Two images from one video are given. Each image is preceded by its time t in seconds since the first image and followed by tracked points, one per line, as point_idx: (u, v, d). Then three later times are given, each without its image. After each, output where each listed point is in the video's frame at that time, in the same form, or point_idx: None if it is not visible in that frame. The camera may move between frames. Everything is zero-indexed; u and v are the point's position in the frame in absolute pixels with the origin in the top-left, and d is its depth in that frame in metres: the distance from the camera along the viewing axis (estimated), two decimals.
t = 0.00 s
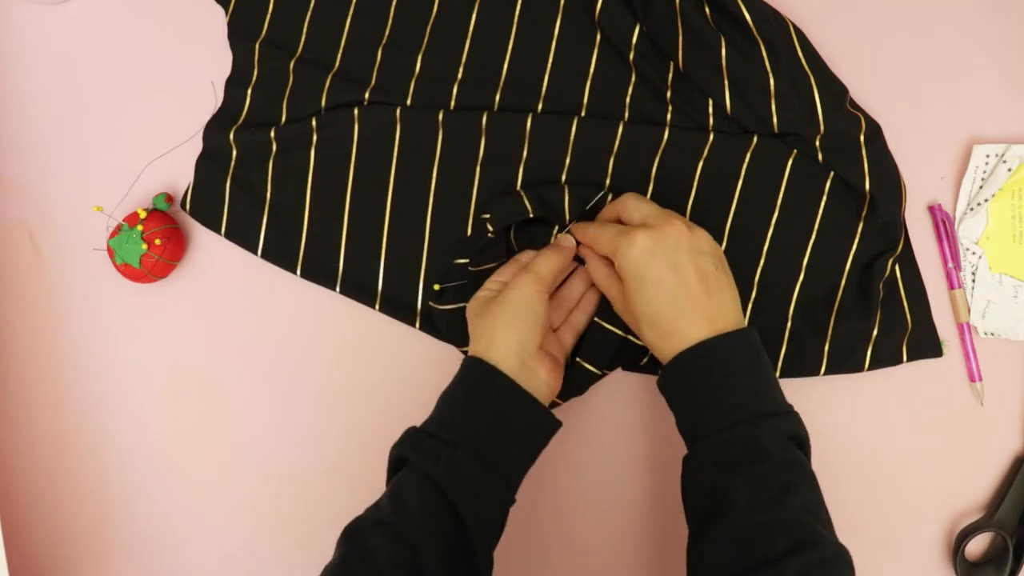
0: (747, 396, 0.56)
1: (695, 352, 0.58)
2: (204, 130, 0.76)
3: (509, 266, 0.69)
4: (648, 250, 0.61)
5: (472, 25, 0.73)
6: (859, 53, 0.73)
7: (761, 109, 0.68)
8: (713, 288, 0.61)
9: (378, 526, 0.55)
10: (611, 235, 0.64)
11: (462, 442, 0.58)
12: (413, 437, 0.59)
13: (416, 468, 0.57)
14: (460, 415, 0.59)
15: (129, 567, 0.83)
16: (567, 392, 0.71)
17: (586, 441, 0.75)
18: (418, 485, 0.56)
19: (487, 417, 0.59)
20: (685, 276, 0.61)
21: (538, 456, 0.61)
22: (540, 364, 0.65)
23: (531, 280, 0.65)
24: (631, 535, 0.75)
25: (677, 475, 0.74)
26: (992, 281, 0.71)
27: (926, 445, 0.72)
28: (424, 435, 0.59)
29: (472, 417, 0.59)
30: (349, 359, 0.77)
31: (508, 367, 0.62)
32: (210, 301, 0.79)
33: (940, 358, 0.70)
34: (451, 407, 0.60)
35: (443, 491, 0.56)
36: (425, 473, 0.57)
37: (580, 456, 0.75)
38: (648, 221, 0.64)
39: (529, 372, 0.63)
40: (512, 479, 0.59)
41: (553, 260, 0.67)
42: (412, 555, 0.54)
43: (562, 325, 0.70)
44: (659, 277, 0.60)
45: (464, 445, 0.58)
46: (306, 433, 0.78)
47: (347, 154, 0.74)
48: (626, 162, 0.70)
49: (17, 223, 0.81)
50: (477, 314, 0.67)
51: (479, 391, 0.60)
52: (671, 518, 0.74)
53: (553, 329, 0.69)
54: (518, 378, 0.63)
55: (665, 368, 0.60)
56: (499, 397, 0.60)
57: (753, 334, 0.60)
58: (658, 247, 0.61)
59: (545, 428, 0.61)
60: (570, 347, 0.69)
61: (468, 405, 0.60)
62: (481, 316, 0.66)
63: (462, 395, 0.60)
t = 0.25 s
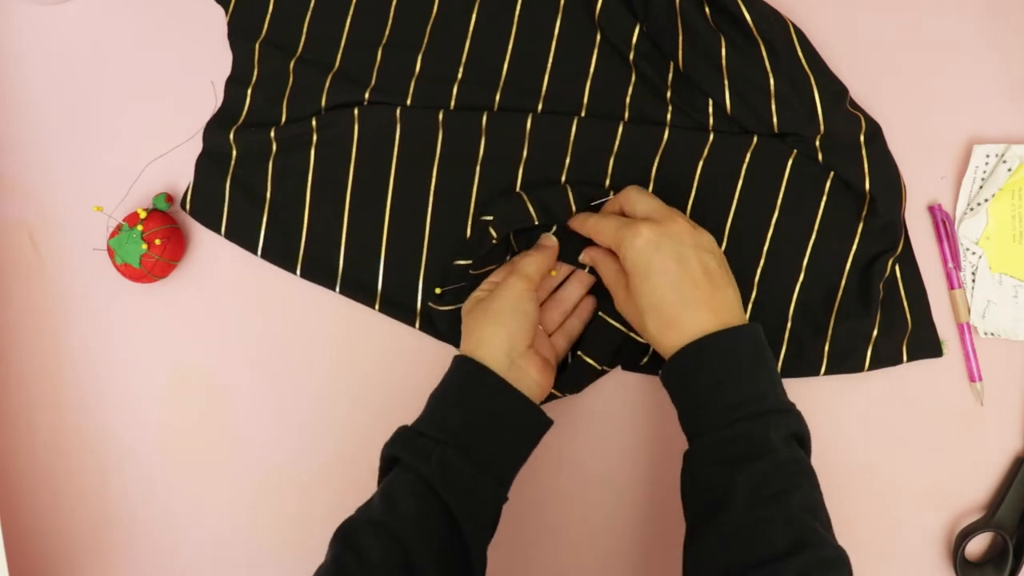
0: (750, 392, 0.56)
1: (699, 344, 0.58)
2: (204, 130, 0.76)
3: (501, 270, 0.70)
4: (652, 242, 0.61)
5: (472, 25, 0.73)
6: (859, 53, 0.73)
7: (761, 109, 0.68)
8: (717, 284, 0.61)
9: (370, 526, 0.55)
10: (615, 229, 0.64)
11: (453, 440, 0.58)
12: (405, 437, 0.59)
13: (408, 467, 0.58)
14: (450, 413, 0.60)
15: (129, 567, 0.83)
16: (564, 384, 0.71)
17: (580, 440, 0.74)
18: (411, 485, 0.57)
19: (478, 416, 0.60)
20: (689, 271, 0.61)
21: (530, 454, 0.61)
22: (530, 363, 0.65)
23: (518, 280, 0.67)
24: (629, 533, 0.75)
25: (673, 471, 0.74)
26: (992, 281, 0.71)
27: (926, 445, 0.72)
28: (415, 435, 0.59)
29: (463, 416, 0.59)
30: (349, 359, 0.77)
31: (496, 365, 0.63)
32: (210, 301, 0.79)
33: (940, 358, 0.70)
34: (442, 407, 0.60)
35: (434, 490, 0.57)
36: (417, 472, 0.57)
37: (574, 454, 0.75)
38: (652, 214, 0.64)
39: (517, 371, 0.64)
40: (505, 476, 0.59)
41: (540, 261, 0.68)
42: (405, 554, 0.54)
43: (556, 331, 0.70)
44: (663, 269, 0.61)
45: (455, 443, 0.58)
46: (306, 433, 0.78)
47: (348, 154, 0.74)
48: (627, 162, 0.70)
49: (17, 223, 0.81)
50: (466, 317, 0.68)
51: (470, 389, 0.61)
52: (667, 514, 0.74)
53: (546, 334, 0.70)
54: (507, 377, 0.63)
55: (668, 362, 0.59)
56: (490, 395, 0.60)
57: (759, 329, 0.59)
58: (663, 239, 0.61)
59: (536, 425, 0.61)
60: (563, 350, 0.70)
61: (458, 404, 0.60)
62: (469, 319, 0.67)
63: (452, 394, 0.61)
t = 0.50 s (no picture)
0: (724, 418, 0.57)
1: (677, 371, 0.58)
2: (204, 130, 0.76)
3: (504, 268, 0.70)
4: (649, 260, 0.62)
5: (472, 25, 0.73)
6: (859, 53, 0.73)
7: (761, 109, 0.68)
8: (699, 310, 0.62)
9: (371, 527, 0.55)
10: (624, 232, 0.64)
11: (456, 443, 0.58)
12: (407, 438, 0.59)
13: (411, 469, 0.57)
14: (454, 415, 0.59)
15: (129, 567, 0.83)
16: (562, 388, 0.71)
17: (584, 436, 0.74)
18: (414, 487, 0.56)
19: (482, 419, 0.60)
20: (677, 297, 0.61)
21: (531, 456, 0.61)
22: (530, 366, 0.65)
23: (524, 284, 0.66)
24: (627, 533, 0.74)
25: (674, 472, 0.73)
26: (992, 281, 0.71)
27: (926, 445, 0.72)
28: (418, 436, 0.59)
29: (465, 419, 0.59)
30: (349, 359, 0.77)
31: (501, 369, 0.63)
32: (210, 301, 0.79)
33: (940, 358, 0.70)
34: (445, 408, 0.60)
35: (436, 492, 0.56)
36: (419, 474, 0.57)
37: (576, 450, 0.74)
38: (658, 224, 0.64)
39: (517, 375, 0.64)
40: (506, 481, 0.60)
41: (546, 265, 0.68)
42: (405, 556, 0.54)
43: (556, 331, 0.70)
44: (652, 291, 0.61)
45: (458, 446, 0.58)
46: (306, 433, 0.78)
47: (348, 154, 0.74)
48: (627, 162, 0.70)
49: (17, 223, 0.81)
50: (470, 318, 0.67)
51: (474, 393, 0.60)
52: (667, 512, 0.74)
53: (546, 334, 0.70)
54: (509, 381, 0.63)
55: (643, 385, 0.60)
56: (494, 399, 0.60)
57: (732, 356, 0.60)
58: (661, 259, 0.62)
59: (538, 431, 0.61)
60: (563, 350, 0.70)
61: (461, 405, 0.60)
62: (473, 320, 0.66)
63: (455, 395, 0.61)
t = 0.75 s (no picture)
0: (797, 443, 0.47)
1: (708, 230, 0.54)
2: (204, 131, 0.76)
3: (505, 268, 0.71)
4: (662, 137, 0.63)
5: (472, 25, 0.73)
6: (859, 53, 0.73)
7: (761, 109, 0.68)
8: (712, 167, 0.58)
9: (374, 532, 0.55)
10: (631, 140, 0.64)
11: (461, 450, 0.58)
12: (412, 442, 0.59)
13: (415, 475, 0.57)
14: (459, 421, 0.59)
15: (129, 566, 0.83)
16: (561, 394, 0.70)
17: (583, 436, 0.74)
18: (419, 493, 0.56)
19: (486, 426, 0.60)
20: (688, 159, 0.60)
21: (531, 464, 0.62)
22: (532, 372, 0.65)
23: (527, 288, 0.67)
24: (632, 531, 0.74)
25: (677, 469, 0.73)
26: (992, 281, 0.71)
27: (926, 445, 0.72)
28: (423, 440, 0.59)
29: (470, 426, 0.59)
30: (349, 360, 0.77)
31: (504, 374, 0.63)
32: (211, 301, 0.79)
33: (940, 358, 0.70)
34: (450, 414, 0.60)
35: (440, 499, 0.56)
36: (423, 479, 0.57)
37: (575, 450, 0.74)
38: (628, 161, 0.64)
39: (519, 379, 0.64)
40: (508, 488, 0.60)
41: (551, 270, 0.68)
42: (407, 563, 0.54)
43: (555, 333, 0.71)
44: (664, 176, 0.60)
45: (463, 453, 0.58)
46: (306, 433, 0.78)
47: (347, 154, 0.74)
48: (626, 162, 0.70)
49: (17, 223, 0.81)
50: (474, 319, 0.68)
51: (479, 398, 0.60)
52: (670, 509, 0.73)
53: (546, 337, 0.70)
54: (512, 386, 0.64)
55: (678, 256, 0.57)
56: (498, 406, 0.60)
57: (839, 382, 0.49)
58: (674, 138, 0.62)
59: (541, 439, 0.61)
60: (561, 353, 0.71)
61: (466, 412, 0.60)
62: (478, 322, 0.67)
63: (459, 401, 0.60)
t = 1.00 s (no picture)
0: (797, 445, 0.47)
1: (708, 236, 0.54)
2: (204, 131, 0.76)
3: (505, 268, 0.71)
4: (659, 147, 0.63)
5: (472, 25, 0.73)
6: (859, 53, 0.73)
7: (761, 108, 0.68)
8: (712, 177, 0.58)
9: (373, 533, 0.55)
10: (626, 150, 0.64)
11: (461, 452, 0.58)
12: (412, 444, 0.59)
13: (416, 477, 0.57)
14: (460, 424, 0.59)
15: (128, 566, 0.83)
16: (561, 394, 0.70)
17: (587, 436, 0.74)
18: (420, 494, 0.56)
19: (486, 429, 0.60)
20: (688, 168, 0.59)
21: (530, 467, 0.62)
22: (532, 373, 0.65)
23: (527, 289, 0.67)
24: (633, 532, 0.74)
25: (680, 473, 0.73)
26: (992, 281, 0.71)
27: (926, 445, 0.72)
28: (423, 443, 0.59)
29: (471, 428, 0.59)
30: (349, 360, 0.77)
31: (505, 375, 0.63)
32: (211, 300, 0.79)
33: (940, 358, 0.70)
34: (451, 416, 0.60)
35: (441, 501, 0.56)
36: (423, 481, 0.57)
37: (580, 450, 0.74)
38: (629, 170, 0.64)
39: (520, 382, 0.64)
40: (507, 490, 0.60)
41: (550, 271, 0.68)
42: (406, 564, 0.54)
43: (555, 333, 0.71)
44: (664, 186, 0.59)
45: (463, 455, 0.58)
46: (306, 433, 0.78)
47: (347, 154, 0.74)
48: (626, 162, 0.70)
49: (17, 223, 0.81)
50: (473, 320, 0.68)
51: (480, 401, 0.61)
52: (671, 506, 0.73)
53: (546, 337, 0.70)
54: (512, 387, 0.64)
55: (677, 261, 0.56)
56: (498, 409, 0.60)
57: (841, 382, 0.49)
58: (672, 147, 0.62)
59: (541, 441, 0.61)
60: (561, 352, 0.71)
61: (466, 414, 0.60)
62: (477, 324, 0.66)
63: (459, 404, 0.60)
